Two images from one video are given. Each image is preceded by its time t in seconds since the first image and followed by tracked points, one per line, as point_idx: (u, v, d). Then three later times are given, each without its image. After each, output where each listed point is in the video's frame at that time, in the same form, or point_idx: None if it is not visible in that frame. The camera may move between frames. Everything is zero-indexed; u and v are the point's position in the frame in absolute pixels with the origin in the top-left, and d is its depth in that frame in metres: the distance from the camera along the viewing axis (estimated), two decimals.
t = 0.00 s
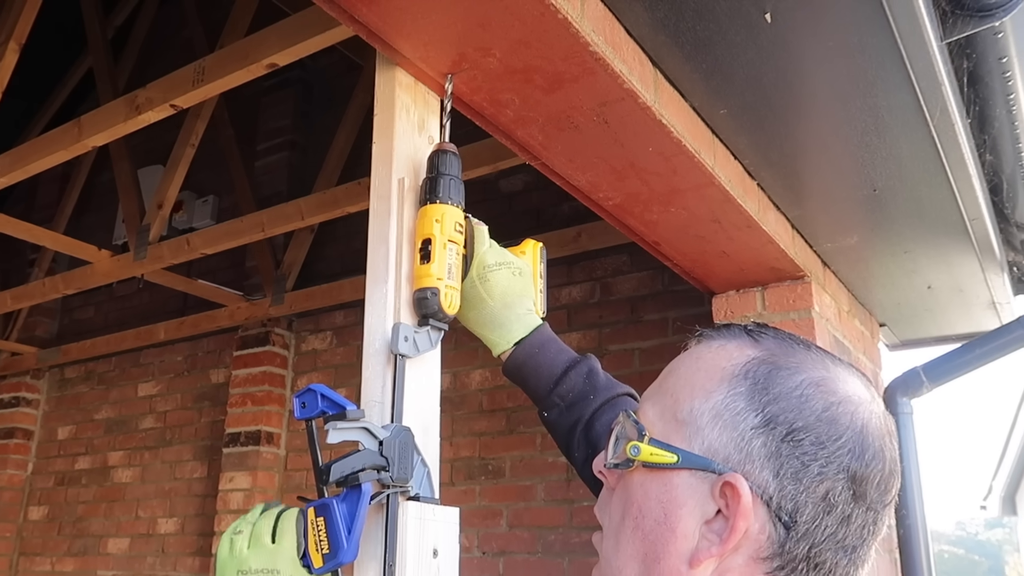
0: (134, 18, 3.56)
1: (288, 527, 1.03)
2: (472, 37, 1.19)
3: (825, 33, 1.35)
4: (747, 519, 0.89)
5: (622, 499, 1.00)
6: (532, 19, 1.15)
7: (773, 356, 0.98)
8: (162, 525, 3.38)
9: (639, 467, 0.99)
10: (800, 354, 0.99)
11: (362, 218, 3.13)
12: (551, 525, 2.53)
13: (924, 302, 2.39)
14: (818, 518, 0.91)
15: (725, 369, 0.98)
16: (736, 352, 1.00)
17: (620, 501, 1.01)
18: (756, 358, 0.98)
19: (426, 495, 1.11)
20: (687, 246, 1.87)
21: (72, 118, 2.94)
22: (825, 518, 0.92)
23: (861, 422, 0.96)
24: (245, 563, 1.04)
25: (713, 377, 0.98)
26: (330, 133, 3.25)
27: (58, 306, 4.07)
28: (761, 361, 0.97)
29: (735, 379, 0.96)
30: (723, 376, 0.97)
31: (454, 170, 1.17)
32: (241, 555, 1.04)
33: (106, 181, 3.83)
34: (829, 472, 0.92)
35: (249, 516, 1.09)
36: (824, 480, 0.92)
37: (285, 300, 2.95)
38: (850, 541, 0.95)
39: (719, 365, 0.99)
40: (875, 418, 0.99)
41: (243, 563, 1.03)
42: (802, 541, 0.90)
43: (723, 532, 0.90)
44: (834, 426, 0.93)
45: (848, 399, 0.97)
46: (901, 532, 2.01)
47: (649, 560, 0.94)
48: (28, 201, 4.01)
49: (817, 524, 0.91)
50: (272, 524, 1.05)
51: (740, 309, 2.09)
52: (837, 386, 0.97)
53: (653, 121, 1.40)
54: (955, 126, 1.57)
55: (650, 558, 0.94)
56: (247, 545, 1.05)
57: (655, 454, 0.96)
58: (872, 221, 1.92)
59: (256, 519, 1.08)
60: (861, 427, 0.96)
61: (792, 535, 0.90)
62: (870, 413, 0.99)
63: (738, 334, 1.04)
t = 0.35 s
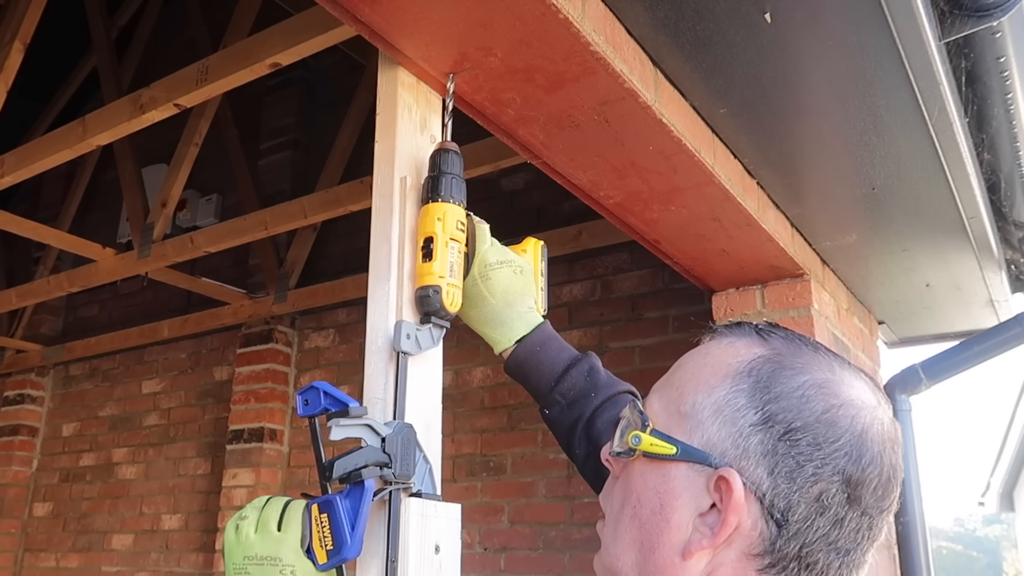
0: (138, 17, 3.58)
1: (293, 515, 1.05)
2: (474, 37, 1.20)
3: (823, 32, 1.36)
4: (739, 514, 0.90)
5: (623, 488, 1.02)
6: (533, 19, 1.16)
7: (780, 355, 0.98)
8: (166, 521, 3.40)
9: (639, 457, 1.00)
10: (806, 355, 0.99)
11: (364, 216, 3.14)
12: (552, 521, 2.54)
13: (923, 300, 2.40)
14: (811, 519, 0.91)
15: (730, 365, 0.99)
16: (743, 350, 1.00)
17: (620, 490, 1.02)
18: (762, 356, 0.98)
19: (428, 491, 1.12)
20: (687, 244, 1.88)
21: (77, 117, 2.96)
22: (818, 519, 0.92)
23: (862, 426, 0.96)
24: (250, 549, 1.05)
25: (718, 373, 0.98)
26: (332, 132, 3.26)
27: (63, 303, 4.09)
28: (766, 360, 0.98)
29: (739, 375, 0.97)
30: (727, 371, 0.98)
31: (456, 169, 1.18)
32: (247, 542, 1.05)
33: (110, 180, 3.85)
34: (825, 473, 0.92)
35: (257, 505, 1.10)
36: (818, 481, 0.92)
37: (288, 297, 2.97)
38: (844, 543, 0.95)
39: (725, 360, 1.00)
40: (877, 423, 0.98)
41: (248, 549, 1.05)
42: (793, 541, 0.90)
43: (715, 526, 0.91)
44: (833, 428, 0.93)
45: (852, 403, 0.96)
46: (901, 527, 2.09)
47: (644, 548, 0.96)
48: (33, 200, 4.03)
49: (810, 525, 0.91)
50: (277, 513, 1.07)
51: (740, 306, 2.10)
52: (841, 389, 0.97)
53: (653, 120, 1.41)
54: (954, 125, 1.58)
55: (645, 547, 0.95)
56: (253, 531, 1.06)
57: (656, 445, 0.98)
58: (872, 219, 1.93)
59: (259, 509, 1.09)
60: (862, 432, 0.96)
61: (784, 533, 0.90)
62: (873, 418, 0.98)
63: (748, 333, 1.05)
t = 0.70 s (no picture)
0: (142, 17, 3.59)
1: (300, 513, 1.09)
2: (476, 37, 1.22)
3: (823, 32, 1.37)
4: (727, 512, 0.91)
5: (613, 483, 1.04)
6: (534, 19, 1.17)
7: (771, 355, 0.99)
8: (170, 518, 3.42)
9: (630, 453, 1.02)
10: (797, 354, 0.99)
11: (366, 214, 3.16)
12: (553, 517, 2.56)
13: (921, 298, 2.41)
14: (797, 516, 0.93)
15: (721, 363, 0.99)
16: (735, 349, 1.01)
17: (611, 485, 1.04)
18: (753, 355, 0.99)
19: (430, 488, 1.13)
20: (687, 242, 1.89)
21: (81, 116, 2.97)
22: (804, 517, 0.93)
23: (850, 426, 0.97)
24: (255, 542, 1.08)
25: (708, 371, 0.99)
26: (335, 131, 3.28)
27: (67, 301, 4.11)
28: (757, 359, 0.98)
29: (729, 374, 0.98)
30: (718, 370, 0.99)
31: (458, 168, 1.19)
32: (254, 534, 1.09)
33: (114, 178, 3.87)
34: (812, 472, 0.93)
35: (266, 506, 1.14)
36: (805, 480, 0.93)
37: (292, 295, 2.98)
38: (831, 541, 0.95)
39: (716, 359, 1.00)
40: (865, 423, 0.99)
41: (254, 541, 1.08)
42: (780, 538, 0.92)
43: (702, 523, 0.93)
44: (821, 428, 0.94)
45: (840, 402, 0.97)
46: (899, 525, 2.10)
47: (633, 542, 0.98)
48: (38, 198, 4.05)
49: (796, 522, 0.92)
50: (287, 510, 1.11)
51: (740, 304, 2.11)
52: (830, 389, 0.97)
53: (653, 119, 1.42)
54: (952, 124, 1.60)
55: (633, 541, 0.97)
56: (261, 526, 1.10)
57: (646, 441, 0.99)
58: (870, 217, 1.94)
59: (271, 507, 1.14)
60: (850, 431, 0.96)
61: (770, 531, 0.91)
62: (862, 418, 0.99)
63: (741, 331, 1.05)
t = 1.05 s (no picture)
0: (146, 17, 3.61)
1: (301, 515, 1.10)
2: (477, 36, 1.23)
3: (822, 32, 1.38)
4: (638, 484, 0.91)
5: (555, 449, 1.04)
6: (536, 19, 1.18)
7: (715, 343, 0.97)
8: (174, 514, 3.44)
9: (571, 421, 1.02)
10: (740, 346, 0.97)
11: (369, 213, 3.17)
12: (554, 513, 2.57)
13: (919, 296, 2.42)
14: (704, 501, 0.90)
15: (665, 345, 0.98)
16: (683, 335, 0.99)
17: (553, 450, 1.04)
18: (697, 341, 0.97)
19: (432, 484, 1.15)
20: (687, 240, 1.91)
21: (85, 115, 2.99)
22: (710, 503, 0.90)
23: (775, 422, 0.93)
24: (262, 551, 1.10)
25: (652, 351, 0.98)
26: (337, 130, 3.29)
27: (72, 299, 4.13)
28: (699, 345, 0.96)
29: (668, 356, 0.96)
30: (660, 351, 0.98)
31: (460, 166, 1.21)
32: (259, 543, 1.10)
33: (119, 177, 3.88)
34: (723, 459, 0.90)
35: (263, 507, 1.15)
36: (715, 465, 0.90)
37: (294, 293, 3.00)
38: (738, 533, 0.92)
39: (663, 341, 0.99)
40: (793, 424, 0.95)
41: (260, 550, 1.09)
42: (682, 520, 0.89)
43: (615, 492, 0.92)
44: (741, 418, 0.91)
45: (769, 398, 0.94)
46: (897, 523, 2.14)
47: (558, 506, 0.98)
48: (42, 197, 4.06)
49: (702, 507, 0.90)
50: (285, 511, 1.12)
51: (739, 302, 2.12)
52: (763, 384, 0.94)
53: (655, 119, 1.44)
54: (950, 124, 1.61)
55: (558, 504, 0.98)
56: (263, 533, 1.11)
57: (584, 409, 0.99)
58: (869, 216, 1.95)
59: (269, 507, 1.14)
60: (774, 427, 0.93)
61: (674, 509, 0.89)
62: (791, 418, 0.95)
63: (699, 320, 1.03)
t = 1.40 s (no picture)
0: (150, 17, 3.62)
1: (304, 506, 1.11)
2: (478, 36, 1.24)
3: (822, 31, 1.39)
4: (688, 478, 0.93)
5: (603, 432, 1.07)
6: (536, 19, 1.20)
7: (774, 353, 0.98)
8: (177, 510, 3.46)
9: (624, 407, 1.04)
10: (797, 359, 0.98)
11: (371, 211, 3.19)
12: (555, 510, 2.59)
13: (918, 294, 2.44)
14: (751, 504, 0.92)
15: (724, 348, 0.99)
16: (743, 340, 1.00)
17: (602, 433, 1.08)
18: (757, 348, 0.98)
19: (434, 481, 1.16)
20: (687, 239, 1.92)
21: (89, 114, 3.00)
22: (756, 506, 0.92)
23: (827, 436, 0.95)
24: (265, 542, 1.10)
25: (711, 352, 0.99)
26: (340, 129, 3.30)
27: (76, 297, 4.15)
28: (759, 353, 0.98)
29: (727, 359, 0.98)
30: (719, 353, 0.99)
31: (461, 165, 1.22)
32: (263, 534, 1.11)
33: (123, 176, 3.90)
34: (774, 466, 0.92)
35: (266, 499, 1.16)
36: (765, 471, 0.92)
37: (297, 291, 3.01)
38: (782, 538, 0.93)
39: (722, 343, 1.00)
40: (844, 441, 0.97)
41: (263, 541, 1.10)
42: (727, 519, 0.91)
43: (664, 483, 0.95)
44: (795, 429, 0.93)
45: (823, 414, 0.95)
46: (896, 518, 2.16)
47: (605, 489, 1.01)
48: (47, 195, 4.08)
49: (748, 509, 0.92)
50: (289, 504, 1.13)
51: (739, 300, 2.14)
52: (818, 399, 0.96)
53: (655, 118, 1.45)
54: (948, 122, 1.62)
55: (605, 487, 1.01)
56: (265, 523, 1.12)
57: (639, 398, 1.01)
58: (868, 214, 1.97)
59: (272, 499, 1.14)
60: (824, 442, 0.95)
61: (720, 508, 0.91)
62: (841, 435, 0.96)
63: (757, 327, 1.04)
